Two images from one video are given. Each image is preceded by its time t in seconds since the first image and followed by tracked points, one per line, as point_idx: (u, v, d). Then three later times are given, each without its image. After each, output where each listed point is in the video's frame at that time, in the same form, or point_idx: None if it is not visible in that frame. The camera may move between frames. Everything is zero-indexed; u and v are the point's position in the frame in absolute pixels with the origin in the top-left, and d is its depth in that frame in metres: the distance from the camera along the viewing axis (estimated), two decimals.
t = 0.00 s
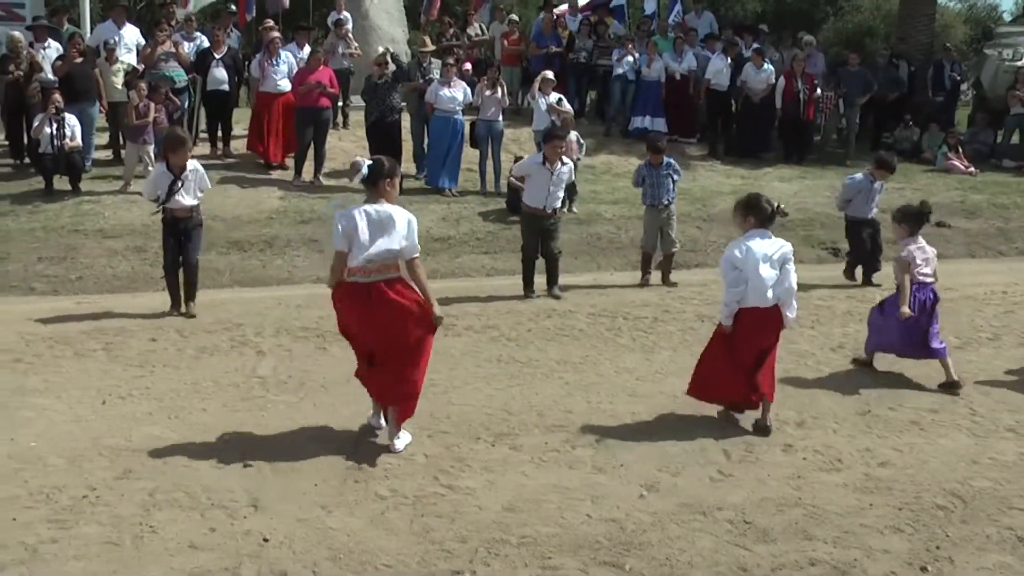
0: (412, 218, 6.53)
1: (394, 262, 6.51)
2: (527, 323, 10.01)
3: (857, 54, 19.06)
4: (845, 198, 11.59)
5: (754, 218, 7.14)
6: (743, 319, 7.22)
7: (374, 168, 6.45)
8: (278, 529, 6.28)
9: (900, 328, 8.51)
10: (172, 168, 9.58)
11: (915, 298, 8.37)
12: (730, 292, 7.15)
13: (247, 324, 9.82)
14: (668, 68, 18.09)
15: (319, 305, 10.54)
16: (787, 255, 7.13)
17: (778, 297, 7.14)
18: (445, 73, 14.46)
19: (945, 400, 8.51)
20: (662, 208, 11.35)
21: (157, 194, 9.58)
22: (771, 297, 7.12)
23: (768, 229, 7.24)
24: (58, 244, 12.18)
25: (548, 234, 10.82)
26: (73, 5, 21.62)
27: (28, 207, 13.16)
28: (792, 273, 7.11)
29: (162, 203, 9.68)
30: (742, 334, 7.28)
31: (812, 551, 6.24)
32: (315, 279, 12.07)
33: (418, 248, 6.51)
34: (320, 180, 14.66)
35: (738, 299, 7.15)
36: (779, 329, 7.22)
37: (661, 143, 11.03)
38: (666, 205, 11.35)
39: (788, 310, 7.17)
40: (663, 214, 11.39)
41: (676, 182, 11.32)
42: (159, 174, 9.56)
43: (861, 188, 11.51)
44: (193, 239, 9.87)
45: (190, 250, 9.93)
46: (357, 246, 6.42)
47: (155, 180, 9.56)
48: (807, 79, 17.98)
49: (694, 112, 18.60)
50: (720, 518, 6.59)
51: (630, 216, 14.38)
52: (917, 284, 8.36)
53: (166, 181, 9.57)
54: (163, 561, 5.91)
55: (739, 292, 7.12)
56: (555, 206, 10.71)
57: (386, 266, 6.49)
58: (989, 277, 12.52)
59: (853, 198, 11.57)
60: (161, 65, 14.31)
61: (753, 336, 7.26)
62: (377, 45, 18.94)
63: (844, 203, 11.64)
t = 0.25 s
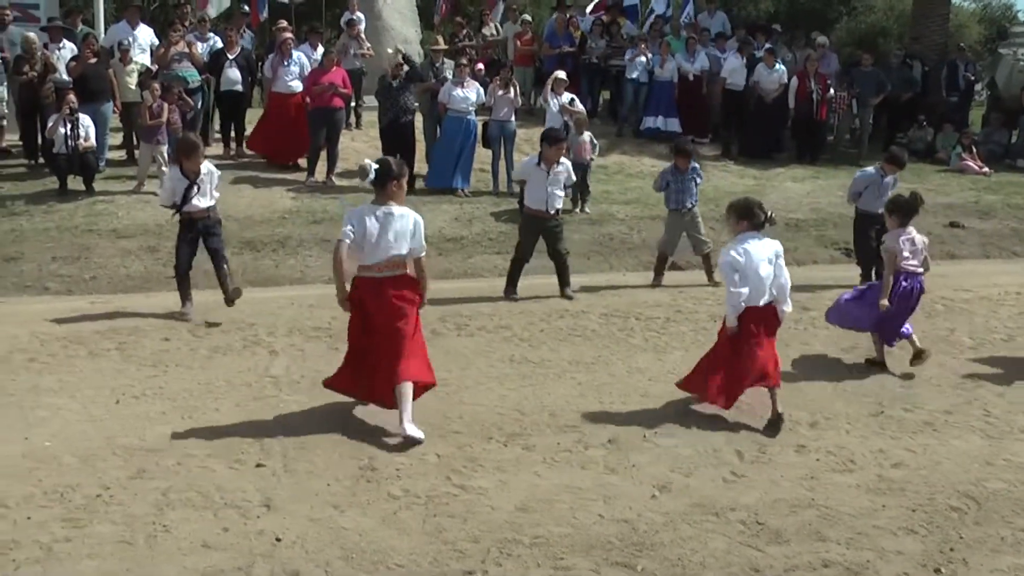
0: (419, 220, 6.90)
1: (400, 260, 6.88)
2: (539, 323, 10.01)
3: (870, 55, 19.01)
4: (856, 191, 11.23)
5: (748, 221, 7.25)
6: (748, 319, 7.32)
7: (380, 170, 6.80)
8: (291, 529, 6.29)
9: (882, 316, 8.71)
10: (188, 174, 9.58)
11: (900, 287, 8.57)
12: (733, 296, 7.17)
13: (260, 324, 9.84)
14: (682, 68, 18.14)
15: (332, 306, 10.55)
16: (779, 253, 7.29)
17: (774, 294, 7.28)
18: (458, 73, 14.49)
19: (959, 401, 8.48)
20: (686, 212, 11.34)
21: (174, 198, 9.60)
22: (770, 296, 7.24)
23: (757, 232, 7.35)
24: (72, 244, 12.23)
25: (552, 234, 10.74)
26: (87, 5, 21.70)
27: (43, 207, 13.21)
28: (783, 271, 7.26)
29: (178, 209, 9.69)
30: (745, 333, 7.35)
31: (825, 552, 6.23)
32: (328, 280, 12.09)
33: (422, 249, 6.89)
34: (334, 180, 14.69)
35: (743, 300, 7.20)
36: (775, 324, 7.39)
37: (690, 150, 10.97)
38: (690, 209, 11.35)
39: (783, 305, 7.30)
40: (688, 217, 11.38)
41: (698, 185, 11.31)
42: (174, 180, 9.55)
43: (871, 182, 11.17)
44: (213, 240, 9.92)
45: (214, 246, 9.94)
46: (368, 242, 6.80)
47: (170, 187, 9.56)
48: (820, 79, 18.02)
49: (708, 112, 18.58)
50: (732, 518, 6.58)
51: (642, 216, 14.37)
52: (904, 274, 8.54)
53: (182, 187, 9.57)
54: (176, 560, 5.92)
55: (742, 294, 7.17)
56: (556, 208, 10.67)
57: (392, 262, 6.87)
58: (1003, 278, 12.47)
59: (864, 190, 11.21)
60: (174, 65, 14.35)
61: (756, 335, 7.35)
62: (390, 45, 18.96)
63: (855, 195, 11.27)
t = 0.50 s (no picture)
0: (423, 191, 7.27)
1: (404, 231, 7.26)
2: (553, 322, 10.00)
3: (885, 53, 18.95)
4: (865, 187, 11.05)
5: (745, 200, 7.53)
6: (741, 291, 7.55)
7: (386, 144, 7.13)
8: (305, 526, 6.30)
9: (886, 305, 8.68)
10: (210, 164, 9.64)
11: (907, 278, 8.57)
12: (728, 267, 7.47)
13: (275, 322, 9.85)
14: (696, 66, 18.08)
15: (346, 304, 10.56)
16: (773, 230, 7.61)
17: (767, 269, 7.61)
18: (473, 71, 14.52)
19: (975, 401, 8.45)
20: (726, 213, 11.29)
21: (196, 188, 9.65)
22: (763, 269, 7.57)
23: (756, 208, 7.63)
24: (87, 241, 12.26)
25: (552, 232, 10.73)
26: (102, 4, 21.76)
27: (57, 205, 13.25)
28: (777, 247, 7.60)
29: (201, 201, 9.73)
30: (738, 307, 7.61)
31: (839, 552, 6.21)
32: (342, 278, 12.10)
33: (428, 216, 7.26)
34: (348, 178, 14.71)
35: (739, 272, 7.47)
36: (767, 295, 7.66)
37: (738, 149, 10.61)
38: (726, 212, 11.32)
39: (775, 279, 7.62)
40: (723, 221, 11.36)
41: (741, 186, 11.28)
42: (196, 170, 9.63)
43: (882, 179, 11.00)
44: (241, 234, 9.91)
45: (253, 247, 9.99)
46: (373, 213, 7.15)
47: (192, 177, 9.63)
48: (836, 78, 17.96)
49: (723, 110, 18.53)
50: (747, 517, 6.57)
51: (656, 214, 14.35)
52: (913, 265, 8.54)
53: (203, 176, 9.62)
54: (191, 557, 5.94)
55: (738, 267, 7.46)
56: (553, 203, 10.68)
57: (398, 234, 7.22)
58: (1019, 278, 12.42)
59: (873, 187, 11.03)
60: (188, 64, 14.39)
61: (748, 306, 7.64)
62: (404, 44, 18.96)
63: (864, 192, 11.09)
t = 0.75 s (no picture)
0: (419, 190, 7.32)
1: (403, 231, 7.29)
2: (560, 320, 10.00)
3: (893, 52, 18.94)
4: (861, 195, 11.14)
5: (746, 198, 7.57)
6: (752, 288, 7.59)
7: (388, 147, 7.18)
8: (313, 524, 6.30)
9: (882, 307, 8.66)
10: (255, 156, 9.70)
11: (905, 280, 8.53)
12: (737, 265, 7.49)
13: (282, 320, 9.86)
14: (704, 65, 18.21)
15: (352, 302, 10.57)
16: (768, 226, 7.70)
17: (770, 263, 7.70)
18: (481, 69, 14.56)
19: (983, 400, 8.43)
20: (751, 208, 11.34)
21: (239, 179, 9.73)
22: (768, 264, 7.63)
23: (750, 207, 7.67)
24: (95, 239, 12.28)
25: (553, 231, 10.71)
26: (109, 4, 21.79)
27: (65, 203, 13.27)
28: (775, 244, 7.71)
29: (238, 190, 9.80)
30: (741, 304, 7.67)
31: (846, 550, 6.21)
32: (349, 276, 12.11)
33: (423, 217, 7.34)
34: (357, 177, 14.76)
35: (748, 268, 7.50)
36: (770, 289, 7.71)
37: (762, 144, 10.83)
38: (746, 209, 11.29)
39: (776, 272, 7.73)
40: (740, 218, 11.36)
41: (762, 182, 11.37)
42: (240, 161, 9.70)
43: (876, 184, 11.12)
44: (270, 229, 9.98)
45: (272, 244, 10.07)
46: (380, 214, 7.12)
47: (234, 167, 9.70)
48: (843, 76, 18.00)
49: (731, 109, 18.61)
50: (754, 516, 6.56)
51: (662, 213, 14.35)
52: (909, 266, 8.51)
53: (247, 167, 9.70)
54: (198, 555, 5.94)
55: (747, 263, 7.49)
56: (558, 202, 10.63)
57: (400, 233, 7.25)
58: None
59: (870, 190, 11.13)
60: (195, 62, 14.59)
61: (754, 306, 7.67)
62: (411, 43, 18.98)
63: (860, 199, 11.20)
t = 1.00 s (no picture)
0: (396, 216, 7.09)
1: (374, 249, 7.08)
2: (564, 321, 10.00)
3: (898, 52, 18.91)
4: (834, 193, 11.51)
5: (735, 208, 7.50)
6: (744, 301, 7.53)
7: (370, 164, 6.93)
8: (317, 525, 6.31)
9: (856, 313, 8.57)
10: (273, 157, 9.68)
11: (881, 287, 8.48)
12: (732, 274, 7.38)
13: (286, 321, 9.87)
14: (708, 65, 18.17)
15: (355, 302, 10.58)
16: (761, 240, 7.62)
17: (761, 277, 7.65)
18: (486, 70, 14.51)
19: (987, 401, 8.43)
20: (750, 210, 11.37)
21: (255, 179, 9.69)
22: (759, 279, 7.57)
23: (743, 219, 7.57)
24: (100, 239, 12.29)
25: (563, 232, 10.73)
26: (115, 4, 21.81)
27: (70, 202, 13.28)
28: (770, 257, 7.66)
29: (251, 188, 9.75)
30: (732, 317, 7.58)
31: (850, 551, 6.20)
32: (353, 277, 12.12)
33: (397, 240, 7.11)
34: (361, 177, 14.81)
35: (740, 282, 7.42)
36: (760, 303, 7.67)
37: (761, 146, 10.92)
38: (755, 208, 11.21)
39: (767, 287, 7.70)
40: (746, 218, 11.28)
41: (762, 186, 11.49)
42: (259, 161, 9.65)
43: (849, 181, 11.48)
44: (287, 228, 10.04)
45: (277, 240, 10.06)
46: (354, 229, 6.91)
47: (252, 166, 9.65)
48: (848, 76, 17.90)
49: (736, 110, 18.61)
50: (758, 517, 6.56)
51: (667, 213, 14.35)
52: (884, 271, 8.47)
53: (266, 168, 9.66)
54: (202, 555, 5.95)
55: (740, 275, 7.41)
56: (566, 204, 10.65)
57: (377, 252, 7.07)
58: None
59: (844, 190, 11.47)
60: (199, 63, 14.65)
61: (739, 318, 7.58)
62: (416, 43, 18.99)
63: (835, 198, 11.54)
